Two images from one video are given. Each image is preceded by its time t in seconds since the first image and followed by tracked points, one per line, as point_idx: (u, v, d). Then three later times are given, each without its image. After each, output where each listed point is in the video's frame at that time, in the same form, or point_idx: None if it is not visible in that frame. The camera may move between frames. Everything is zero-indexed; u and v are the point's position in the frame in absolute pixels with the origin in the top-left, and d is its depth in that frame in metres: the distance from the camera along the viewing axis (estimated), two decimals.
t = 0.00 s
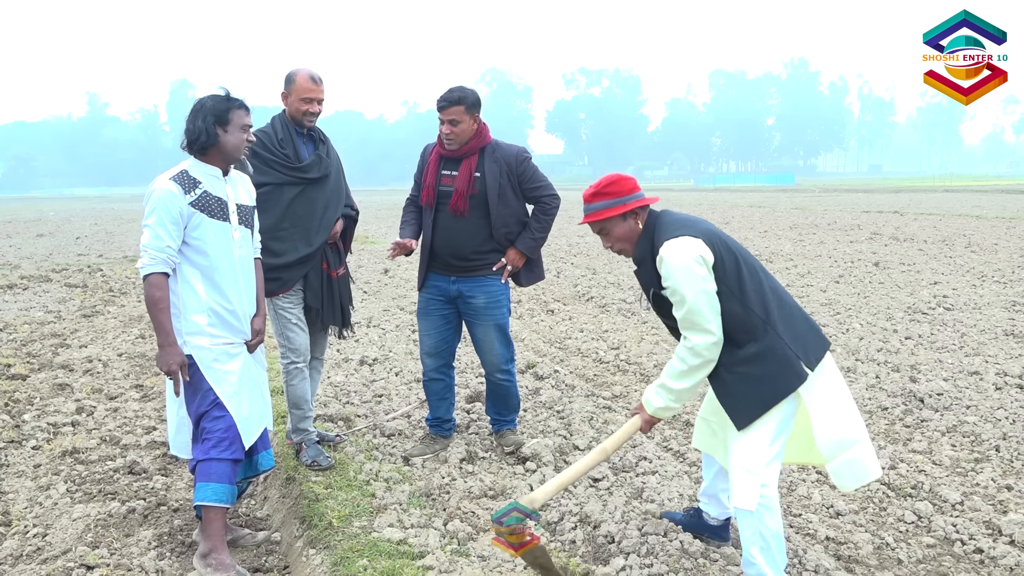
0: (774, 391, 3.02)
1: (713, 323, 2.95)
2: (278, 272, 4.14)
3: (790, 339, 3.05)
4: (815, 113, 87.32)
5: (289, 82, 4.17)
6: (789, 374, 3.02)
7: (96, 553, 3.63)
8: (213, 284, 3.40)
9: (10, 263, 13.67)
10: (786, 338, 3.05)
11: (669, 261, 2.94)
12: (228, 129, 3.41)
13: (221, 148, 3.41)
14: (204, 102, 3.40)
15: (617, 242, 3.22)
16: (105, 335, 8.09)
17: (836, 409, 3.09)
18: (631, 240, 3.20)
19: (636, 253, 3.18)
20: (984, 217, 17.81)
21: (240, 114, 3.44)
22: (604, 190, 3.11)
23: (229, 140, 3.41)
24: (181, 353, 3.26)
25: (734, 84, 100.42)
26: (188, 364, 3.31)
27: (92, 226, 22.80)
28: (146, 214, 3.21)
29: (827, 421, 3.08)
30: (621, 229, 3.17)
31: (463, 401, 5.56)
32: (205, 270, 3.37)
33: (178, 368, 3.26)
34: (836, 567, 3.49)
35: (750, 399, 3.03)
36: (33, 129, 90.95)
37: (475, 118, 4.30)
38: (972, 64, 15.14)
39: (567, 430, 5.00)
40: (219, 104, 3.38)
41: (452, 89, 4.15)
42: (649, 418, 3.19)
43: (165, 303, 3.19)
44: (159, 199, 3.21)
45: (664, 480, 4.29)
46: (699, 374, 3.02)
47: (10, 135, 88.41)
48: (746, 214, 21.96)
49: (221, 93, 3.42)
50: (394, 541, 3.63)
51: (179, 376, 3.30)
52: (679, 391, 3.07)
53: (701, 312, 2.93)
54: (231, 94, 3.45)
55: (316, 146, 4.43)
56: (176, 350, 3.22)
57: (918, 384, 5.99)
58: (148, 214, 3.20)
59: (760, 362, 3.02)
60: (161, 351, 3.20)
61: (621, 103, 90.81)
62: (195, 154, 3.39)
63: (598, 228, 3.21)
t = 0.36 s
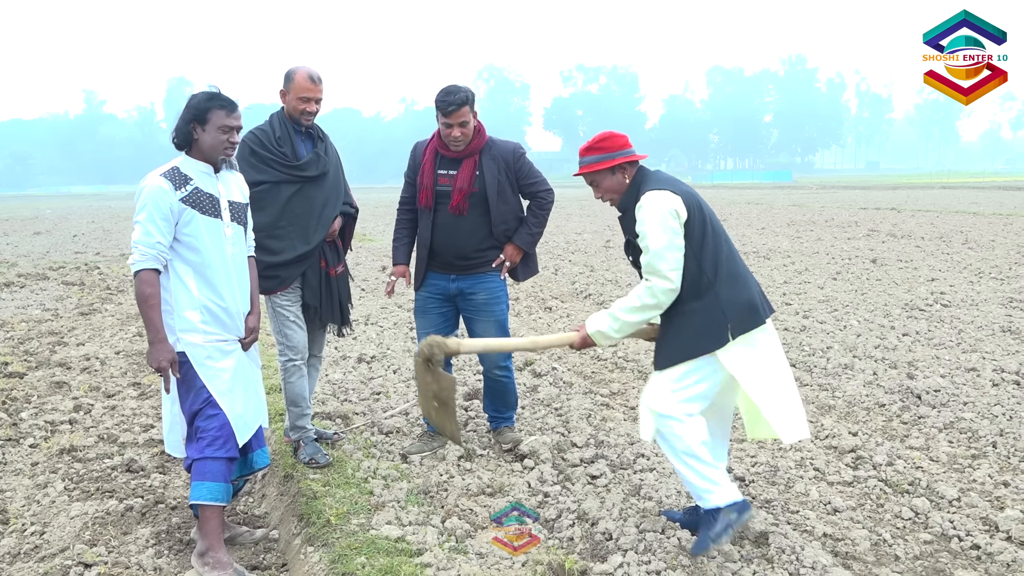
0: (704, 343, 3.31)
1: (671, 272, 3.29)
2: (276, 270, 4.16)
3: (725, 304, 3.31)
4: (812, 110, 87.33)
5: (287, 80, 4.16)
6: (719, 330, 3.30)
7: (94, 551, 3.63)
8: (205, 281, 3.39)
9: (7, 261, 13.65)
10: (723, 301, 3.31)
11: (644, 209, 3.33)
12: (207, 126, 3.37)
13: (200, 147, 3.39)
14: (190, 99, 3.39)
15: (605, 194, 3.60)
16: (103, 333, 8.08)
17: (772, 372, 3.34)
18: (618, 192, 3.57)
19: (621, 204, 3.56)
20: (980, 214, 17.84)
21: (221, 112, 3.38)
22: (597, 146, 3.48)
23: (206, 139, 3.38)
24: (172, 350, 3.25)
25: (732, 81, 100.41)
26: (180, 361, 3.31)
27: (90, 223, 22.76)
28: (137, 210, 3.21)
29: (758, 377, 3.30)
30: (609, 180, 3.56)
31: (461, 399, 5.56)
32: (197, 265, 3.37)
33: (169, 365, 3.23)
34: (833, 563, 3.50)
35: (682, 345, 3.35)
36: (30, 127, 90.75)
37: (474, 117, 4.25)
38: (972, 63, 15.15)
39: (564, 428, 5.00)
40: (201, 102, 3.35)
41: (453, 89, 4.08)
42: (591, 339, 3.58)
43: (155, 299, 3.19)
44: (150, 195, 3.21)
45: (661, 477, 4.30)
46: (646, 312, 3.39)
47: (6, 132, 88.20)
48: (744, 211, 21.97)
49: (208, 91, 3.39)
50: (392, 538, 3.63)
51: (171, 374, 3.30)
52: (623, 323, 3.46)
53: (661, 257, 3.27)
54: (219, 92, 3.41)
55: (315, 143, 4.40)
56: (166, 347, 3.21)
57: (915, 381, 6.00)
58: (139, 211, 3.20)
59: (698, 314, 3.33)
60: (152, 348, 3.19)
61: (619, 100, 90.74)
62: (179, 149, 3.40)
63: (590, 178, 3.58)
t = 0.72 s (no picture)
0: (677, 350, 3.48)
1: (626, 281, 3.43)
2: (275, 269, 4.16)
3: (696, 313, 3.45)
4: (811, 109, 87.34)
5: (289, 79, 4.15)
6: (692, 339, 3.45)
7: (92, 550, 3.62)
8: (201, 281, 3.39)
9: (5, 259, 13.64)
10: (695, 309, 3.45)
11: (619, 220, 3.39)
12: (202, 127, 3.37)
13: (195, 146, 3.40)
14: (188, 99, 3.39)
15: (583, 195, 3.65)
16: (101, 331, 8.07)
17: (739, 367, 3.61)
18: (594, 193, 3.63)
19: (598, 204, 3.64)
20: (979, 215, 17.85)
21: (217, 114, 3.37)
22: (573, 151, 3.50)
23: (200, 139, 3.38)
24: (164, 350, 3.25)
25: (731, 81, 100.43)
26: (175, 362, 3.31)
27: (88, 221, 22.75)
28: (131, 210, 3.21)
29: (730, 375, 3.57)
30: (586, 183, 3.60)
31: (460, 398, 5.56)
32: (192, 265, 3.36)
33: (161, 365, 3.23)
34: (831, 563, 3.50)
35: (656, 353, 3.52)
36: (28, 124, 90.63)
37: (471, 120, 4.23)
38: (971, 64, 15.16)
39: (563, 427, 5.00)
40: (199, 102, 3.35)
41: (453, 94, 4.04)
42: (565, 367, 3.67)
43: (148, 300, 3.20)
44: (144, 195, 3.20)
45: (660, 477, 4.30)
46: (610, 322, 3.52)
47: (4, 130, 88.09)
48: (743, 210, 21.97)
49: (206, 91, 3.39)
50: (390, 538, 3.63)
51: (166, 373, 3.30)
52: (592, 340, 3.58)
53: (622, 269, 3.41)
54: (217, 93, 3.40)
55: (314, 143, 4.39)
56: (160, 347, 3.21)
57: (914, 381, 6.01)
58: (133, 211, 3.20)
59: (670, 324, 3.47)
60: (145, 347, 3.19)
61: (618, 100, 90.72)
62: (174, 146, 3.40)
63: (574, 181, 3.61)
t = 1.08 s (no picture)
0: (640, 339, 3.69)
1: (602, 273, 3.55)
2: (274, 268, 4.16)
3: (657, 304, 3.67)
4: (812, 109, 87.26)
5: (290, 79, 4.14)
6: (654, 328, 3.67)
7: (92, 547, 3.61)
8: (203, 280, 3.39)
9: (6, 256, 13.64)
10: (656, 300, 3.67)
11: (583, 216, 3.56)
12: (207, 125, 3.36)
13: (198, 145, 3.39)
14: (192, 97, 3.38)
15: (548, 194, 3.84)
16: (102, 329, 8.07)
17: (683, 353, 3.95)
18: (559, 192, 3.82)
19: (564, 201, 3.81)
20: (980, 214, 17.83)
21: (222, 111, 3.37)
22: (534, 153, 3.69)
23: (205, 137, 3.37)
24: (165, 347, 3.25)
25: (733, 80, 100.36)
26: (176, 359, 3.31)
27: (89, 218, 22.78)
28: (133, 208, 3.21)
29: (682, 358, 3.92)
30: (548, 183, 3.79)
31: (461, 396, 5.56)
32: (194, 264, 3.36)
33: (163, 363, 3.24)
34: (833, 563, 3.50)
35: (619, 343, 3.72)
36: (29, 122, 90.63)
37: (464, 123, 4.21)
38: (972, 64, 15.14)
39: (564, 426, 5.00)
40: (203, 100, 3.33)
41: (443, 102, 4.00)
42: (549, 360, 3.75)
43: (151, 297, 3.19)
44: (146, 193, 3.20)
45: (660, 476, 4.31)
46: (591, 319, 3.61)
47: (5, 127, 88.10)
48: (743, 209, 21.94)
49: (210, 89, 3.37)
50: (391, 536, 3.62)
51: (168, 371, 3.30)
52: (575, 336, 3.63)
53: (594, 263, 3.55)
54: (221, 91, 3.39)
55: (314, 141, 4.38)
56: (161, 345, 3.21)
57: (915, 381, 6.00)
58: (135, 208, 3.20)
59: (633, 314, 3.68)
60: (146, 345, 3.20)
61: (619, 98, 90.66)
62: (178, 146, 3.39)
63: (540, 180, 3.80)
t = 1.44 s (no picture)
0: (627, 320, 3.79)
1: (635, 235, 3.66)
2: (273, 269, 4.16)
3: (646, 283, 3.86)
4: (813, 109, 87.20)
5: (289, 79, 4.13)
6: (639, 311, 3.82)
7: (92, 547, 3.61)
8: (206, 279, 3.38)
9: (7, 254, 13.65)
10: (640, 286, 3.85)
11: (594, 193, 3.70)
12: (219, 123, 3.36)
13: (210, 144, 3.38)
14: (198, 96, 3.37)
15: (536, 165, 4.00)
16: (102, 328, 8.07)
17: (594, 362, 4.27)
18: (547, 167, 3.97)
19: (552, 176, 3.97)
20: (982, 215, 17.78)
21: (232, 109, 3.39)
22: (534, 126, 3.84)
23: (218, 136, 3.37)
24: (170, 347, 3.24)
25: (734, 80, 100.30)
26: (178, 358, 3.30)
27: (90, 217, 22.79)
28: (139, 206, 3.20)
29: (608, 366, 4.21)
30: (534, 157, 3.93)
31: (461, 396, 5.56)
32: (198, 263, 3.36)
33: (168, 362, 3.23)
34: (832, 565, 3.49)
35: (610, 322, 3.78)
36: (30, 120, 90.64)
37: (463, 121, 4.19)
38: (972, 64, 15.12)
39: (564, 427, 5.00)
40: (213, 99, 3.34)
41: (443, 100, 3.97)
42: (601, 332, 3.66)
43: (156, 296, 3.19)
44: (153, 192, 3.20)
45: (660, 477, 4.30)
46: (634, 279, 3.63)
47: (6, 125, 88.12)
48: (744, 210, 21.91)
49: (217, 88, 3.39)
50: (390, 537, 3.62)
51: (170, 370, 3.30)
52: (618, 300, 3.62)
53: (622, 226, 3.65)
54: (228, 90, 3.41)
55: (313, 141, 4.38)
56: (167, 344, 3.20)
57: (915, 382, 5.99)
58: (141, 207, 3.19)
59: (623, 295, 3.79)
60: (151, 345, 3.19)
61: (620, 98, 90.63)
62: (186, 147, 3.36)
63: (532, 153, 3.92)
